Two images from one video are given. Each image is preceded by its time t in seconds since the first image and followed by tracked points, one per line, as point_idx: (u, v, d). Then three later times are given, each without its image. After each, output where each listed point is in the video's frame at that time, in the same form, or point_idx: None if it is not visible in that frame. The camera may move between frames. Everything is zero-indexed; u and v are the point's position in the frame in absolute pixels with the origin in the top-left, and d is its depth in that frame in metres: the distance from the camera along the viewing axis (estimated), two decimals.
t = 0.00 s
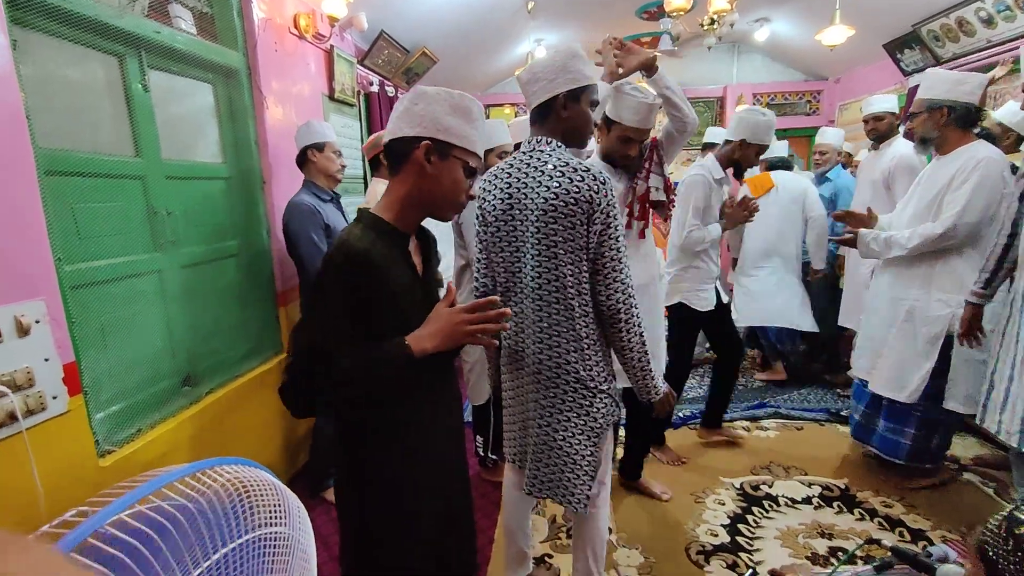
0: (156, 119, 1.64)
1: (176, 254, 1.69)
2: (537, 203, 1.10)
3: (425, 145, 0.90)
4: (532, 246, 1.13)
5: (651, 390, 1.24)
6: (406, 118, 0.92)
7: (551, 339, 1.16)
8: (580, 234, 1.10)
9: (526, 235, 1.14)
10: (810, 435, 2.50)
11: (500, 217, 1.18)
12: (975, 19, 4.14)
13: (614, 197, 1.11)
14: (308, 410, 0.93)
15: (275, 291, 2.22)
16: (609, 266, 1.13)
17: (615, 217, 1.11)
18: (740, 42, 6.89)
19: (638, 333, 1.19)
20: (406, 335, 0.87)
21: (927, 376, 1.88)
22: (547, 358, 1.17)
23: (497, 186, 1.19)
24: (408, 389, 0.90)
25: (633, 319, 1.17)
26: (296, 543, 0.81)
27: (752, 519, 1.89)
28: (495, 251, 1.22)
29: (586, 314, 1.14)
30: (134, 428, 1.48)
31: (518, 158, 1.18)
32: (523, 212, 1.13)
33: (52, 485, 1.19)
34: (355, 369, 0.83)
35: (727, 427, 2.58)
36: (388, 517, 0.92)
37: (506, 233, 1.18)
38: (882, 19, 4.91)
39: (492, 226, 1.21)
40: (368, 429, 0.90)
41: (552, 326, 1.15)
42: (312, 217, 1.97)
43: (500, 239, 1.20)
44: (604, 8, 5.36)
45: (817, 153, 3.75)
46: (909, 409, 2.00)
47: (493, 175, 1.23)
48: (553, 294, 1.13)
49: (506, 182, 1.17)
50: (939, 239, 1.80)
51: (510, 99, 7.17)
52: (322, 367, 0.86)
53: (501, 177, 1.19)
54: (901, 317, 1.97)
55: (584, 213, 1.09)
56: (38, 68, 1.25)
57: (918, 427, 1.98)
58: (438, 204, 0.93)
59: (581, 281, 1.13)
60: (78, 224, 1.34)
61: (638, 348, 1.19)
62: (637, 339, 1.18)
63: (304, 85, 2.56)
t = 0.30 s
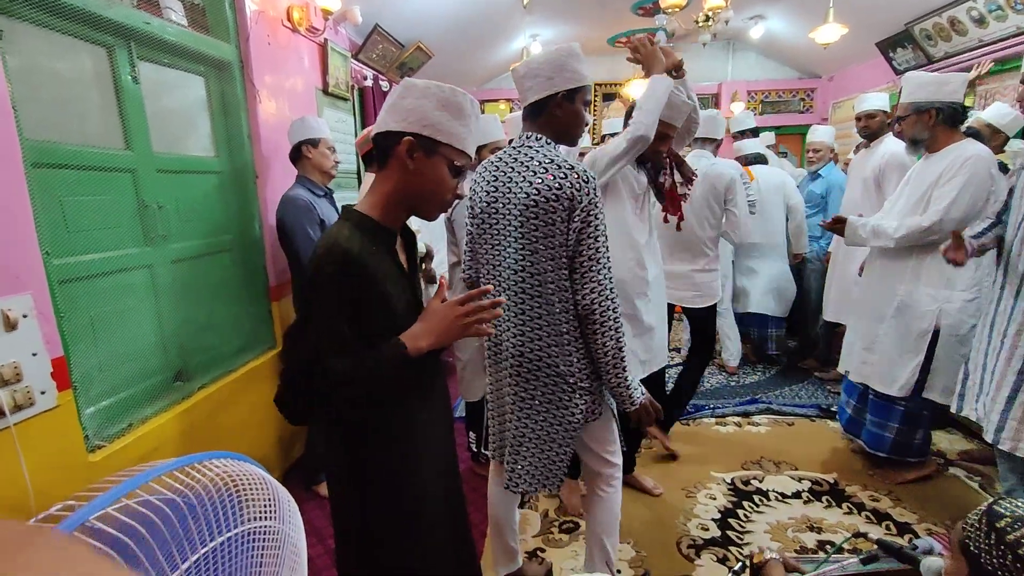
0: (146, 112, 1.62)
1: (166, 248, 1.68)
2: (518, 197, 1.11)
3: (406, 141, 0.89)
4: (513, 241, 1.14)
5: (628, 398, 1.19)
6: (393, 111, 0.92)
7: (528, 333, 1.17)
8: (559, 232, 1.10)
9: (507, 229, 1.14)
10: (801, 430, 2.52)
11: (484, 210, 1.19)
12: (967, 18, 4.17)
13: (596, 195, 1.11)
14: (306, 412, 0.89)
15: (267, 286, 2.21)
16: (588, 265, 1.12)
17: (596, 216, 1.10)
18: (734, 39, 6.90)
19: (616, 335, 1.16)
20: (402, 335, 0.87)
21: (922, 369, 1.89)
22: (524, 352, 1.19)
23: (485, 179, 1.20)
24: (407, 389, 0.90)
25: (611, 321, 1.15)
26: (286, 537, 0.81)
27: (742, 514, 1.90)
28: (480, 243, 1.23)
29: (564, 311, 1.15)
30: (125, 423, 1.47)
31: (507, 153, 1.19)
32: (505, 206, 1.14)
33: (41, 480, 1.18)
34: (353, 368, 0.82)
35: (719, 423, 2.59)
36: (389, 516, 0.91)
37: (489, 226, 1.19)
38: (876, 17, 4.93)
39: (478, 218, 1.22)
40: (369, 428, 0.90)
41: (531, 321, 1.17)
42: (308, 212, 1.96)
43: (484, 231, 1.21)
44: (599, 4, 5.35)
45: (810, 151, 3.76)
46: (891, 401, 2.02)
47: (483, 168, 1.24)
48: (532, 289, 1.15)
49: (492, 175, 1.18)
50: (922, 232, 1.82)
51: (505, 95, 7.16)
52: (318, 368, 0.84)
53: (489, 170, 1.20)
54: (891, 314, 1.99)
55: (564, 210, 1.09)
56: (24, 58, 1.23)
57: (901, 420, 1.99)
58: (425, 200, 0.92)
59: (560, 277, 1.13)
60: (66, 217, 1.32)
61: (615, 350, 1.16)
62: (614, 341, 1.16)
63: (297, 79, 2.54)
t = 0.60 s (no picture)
0: (136, 112, 1.61)
1: (156, 250, 1.67)
2: (541, 200, 1.11)
3: (393, 145, 0.89)
4: (535, 244, 1.14)
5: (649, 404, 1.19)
6: (379, 114, 0.92)
7: (550, 337, 1.17)
8: (582, 234, 1.10)
9: (528, 232, 1.14)
10: (792, 432, 2.54)
11: (503, 212, 1.19)
12: (953, 26, 4.23)
13: (618, 198, 1.11)
14: (307, 413, 0.90)
15: (258, 288, 2.19)
16: (610, 268, 1.12)
17: (619, 219, 1.11)
18: (726, 44, 6.96)
19: (637, 338, 1.16)
20: (401, 332, 0.86)
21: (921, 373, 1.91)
22: (547, 357, 1.19)
23: (503, 181, 1.20)
24: (406, 389, 0.89)
25: (632, 324, 1.15)
26: (274, 539, 0.81)
27: (733, 516, 1.91)
28: (497, 246, 1.23)
29: (586, 315, 1.15)
30: (112, 427, 1.45)
31: (525, 153, 1.18)
32: (526, 208, 1.14)
33: (28, 486, 1.17)
34: (353, 368, 0.82)
35: (710, 425, 2.60)
36: (389, 516, 0.91)
37: (507, 228, 1.18)
38: (865, 24, 4.99)
39: (495, 221, 1.22)
40: (368, 428, 0.89)
41: (552, 324, 1.17)
42: (300, 213, 1.95)
43: (502, 233, 1.20)
44: (591, 9, 5.38)
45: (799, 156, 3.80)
46: (889, 406, 2.03)
47: (500, 170, 1.23)
48: (554, 292, 1.15)
49: (511, 177, 1.18)
50: (915, 239, 1.84)
51: (498, 98, 7.18)
52: (319, 368, 0.85)
53: (507, 172, 1.20)
54: (885, 318, 2.01)
55: (587, 212, 1.09)
56: (12, 58, 1.22)
57: (900, 425, 2.01)
58: (422, 202, 0.92)
59: (582, 280, 1.13)
60: (54, 218, 1.31)
61: (637, 353, 1.17)
62: (636, 343, 1.16)
63: (289, 81, 2.53)
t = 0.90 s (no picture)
0: (126, 120, 1.60)
1: (144, 259, 1.65)
2: (569, 218, 1.11)
3: (389, 163, 0.90)
4: (566, 263, 1.14)
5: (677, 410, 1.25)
6: (376, 130, 0.93)
7: (586, 356, 1.19)
8: (614, 253, 1.12)
9: (557, 250, 1.14)
10: (783, 440, 2.56)
11: (525, 230, 1.17)
12: (934, 40, 4.33)
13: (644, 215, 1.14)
14: (303, 429, 0.86)
15: (247, 296, 2.18)
16: (640, 285, 1.16)
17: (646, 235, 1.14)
18: (714, 55, 7.06)
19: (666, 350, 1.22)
20: (396, 343, 0.87)
21: (911, 385, 1.94)
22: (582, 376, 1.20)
23: (522, 197, 1.18)
24: (405, 396, 0.89)
25: (661, 337, 1.21)
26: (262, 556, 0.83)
27: (724, 524, 1.92)
28: (520, 265, 1.21)
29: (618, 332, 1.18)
30: (97, 439, 1.43)
31: (542, 169, 1.18)
32: (552, 227, 1.14)
33: (12, 500, 1.15)
34: (352, 374, 0.82)
35: (701, 433, 2.61)
36: (386, 523, 0.90)
37: (531, 246, 1.18)
38: (849, 37, 5.08)
39: (517, 239, 1.20)
40: (367, 432, 0.88)
41: (586, 343, 1.18)
42: (291, 221, 1.95)
43: (526, 252, 1.19)
44: (582, 19, 5.43)
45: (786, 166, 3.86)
46: (889, 416, 2.05)
47: (513, 185, 1.21)
48: (587, 311, 1.16)
49: (531, 193, 1.17)
50: (906, 249, 1.86)
51: (489, 106, 7.21)
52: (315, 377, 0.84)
53: (525, 188, 1.18)
54: (875, 325, 2.04)
55: (618, 230, 1.11)
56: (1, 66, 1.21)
57: (900, 435, 2.03)
58: (418, 211, 0.92)
59: (614, 298, 1.16)
60: (41, 227, 1.30)
61: (666, 363, 1.22)
62: (665, 355, 1.22)
63: (280, 89, 2.53)
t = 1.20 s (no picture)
0: (107, 129, 1.58)
1: (124, 270, 1.63)
2: (578, 234, 1.13)
3: (372, 181, 0.92)
4: (573, 278, 1.16)
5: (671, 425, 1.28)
6: (365, 148, 0.96)
7: (591, 370, 1.20)
8: (621, 268, 1.15)
9: (564, 265, 1.15)
10: (766, 449, 2.59)
11: (531, 243, 1.18)
12: (905, 59, 4.48)
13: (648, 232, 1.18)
14: (290, 440, 0.84)
15: (229, 307, 2.15)
16: (645, 300, 1.19)
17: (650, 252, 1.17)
18: (696, 70, 7.21)
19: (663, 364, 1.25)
20: (385, 355, 0.88)
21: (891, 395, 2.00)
22: (587, 391, 1.21)
23: (528, 210, 1.18)
24: (396, 407, 0.89)
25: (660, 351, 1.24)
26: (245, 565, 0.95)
27: (708, 533, 1.93)
28: (526, 278, 1.21)
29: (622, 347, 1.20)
30: (71, 453, 1.40)
31: (547, 183, 1.19)
32: (560, 241, 1.15)
33: None
34: (340, 386, 0.82)
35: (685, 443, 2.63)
36: (373, 536, 0.90)
37: (538, 260, 1.18)
38: (826, 55, 5.23)
39: (522, 252, 1.20)
40: (358, 442, 0.87)
41: (591, 356, 1.19)
42: (273, 231, 1.93)
43: (532, 265, 1.19)
44: (566, 33, 5.51)
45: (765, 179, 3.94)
46: (870, 427, 2.08)
47: (518, 197, 1.21)
48: (592, 325, 1.18)
49: (537, 206, 1.17)
50: (888, 262, 1.91)
51: (475, 117, 7.25)
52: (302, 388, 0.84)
53: (530, 201, 1.18)
54: (854, 335, 2.08)
55: (625, 247, 1.13)
56: None
57: (879, 445, 2.07)
58: (408, 228, 0.93)
59: (619, 312, 1.18)
60: (16, 237, 1.27)
61: (663, 377, 1.26)
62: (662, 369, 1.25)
63: (265, 99, 2.52)
